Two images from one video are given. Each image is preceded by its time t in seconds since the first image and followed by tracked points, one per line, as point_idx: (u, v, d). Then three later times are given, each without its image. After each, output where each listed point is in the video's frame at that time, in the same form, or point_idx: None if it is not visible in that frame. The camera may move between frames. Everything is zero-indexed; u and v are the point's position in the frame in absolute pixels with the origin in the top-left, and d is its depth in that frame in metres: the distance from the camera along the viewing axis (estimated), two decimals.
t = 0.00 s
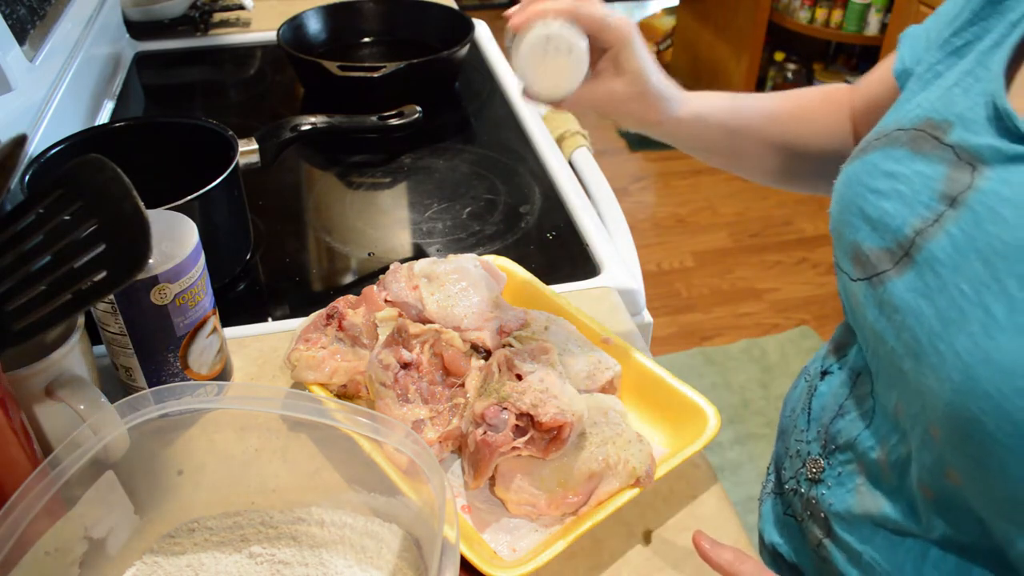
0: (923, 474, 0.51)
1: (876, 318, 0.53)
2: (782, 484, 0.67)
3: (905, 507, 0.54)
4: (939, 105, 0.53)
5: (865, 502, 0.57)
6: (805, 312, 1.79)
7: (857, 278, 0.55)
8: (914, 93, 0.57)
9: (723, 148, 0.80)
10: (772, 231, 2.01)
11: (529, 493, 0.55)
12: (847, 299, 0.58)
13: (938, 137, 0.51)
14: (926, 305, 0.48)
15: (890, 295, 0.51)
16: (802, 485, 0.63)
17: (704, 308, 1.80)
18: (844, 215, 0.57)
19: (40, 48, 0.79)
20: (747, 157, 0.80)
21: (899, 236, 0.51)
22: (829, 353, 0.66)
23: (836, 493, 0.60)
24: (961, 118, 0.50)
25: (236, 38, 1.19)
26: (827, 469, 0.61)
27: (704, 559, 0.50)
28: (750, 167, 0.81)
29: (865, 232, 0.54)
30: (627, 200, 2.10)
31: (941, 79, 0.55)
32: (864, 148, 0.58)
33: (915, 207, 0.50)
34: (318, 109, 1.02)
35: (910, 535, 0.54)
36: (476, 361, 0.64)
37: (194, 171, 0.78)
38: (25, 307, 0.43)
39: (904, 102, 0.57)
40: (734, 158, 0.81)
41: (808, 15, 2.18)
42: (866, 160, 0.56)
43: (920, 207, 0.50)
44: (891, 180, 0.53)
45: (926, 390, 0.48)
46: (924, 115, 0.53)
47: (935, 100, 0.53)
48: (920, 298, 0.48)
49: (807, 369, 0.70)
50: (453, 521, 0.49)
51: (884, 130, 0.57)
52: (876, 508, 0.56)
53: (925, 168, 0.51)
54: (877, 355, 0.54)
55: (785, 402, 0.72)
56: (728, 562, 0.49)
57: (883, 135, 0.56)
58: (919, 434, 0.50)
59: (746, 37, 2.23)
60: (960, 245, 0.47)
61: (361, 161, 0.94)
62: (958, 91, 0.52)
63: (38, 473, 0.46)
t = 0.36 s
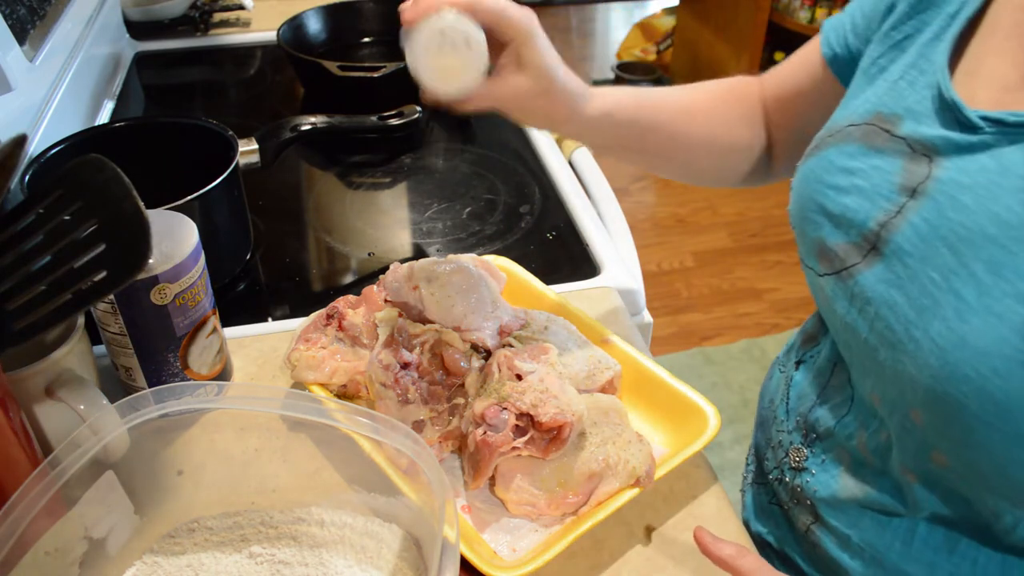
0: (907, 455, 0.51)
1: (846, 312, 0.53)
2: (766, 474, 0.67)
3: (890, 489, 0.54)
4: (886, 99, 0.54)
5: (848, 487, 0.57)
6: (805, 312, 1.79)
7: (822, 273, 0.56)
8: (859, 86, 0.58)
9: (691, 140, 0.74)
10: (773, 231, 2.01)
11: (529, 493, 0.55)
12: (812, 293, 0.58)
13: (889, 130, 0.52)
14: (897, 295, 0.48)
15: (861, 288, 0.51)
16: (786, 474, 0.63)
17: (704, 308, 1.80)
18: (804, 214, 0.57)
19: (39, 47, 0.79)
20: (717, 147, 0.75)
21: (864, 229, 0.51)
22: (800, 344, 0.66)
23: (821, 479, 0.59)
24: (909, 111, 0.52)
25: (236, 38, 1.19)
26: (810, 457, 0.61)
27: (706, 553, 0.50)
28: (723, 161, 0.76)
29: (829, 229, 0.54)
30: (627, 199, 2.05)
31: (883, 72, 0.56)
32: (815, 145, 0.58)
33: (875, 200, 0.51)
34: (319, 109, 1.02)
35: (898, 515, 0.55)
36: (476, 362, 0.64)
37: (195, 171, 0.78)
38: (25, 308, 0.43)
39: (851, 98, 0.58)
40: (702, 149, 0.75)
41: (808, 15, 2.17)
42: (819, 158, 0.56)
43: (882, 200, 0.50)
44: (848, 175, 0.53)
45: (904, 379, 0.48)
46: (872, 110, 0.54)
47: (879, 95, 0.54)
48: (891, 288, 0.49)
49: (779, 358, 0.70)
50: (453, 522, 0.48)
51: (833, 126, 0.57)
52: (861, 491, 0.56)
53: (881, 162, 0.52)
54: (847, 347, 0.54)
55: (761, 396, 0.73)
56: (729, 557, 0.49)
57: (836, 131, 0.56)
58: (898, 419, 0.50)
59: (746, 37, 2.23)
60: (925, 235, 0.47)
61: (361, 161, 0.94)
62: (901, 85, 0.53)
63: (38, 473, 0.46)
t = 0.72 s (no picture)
0: (895, 445, 0.51)
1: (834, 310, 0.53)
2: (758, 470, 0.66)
3: (881, 483, 0.54)
4: (862, 97, 0.54)
5: (838, 482, 0.57)
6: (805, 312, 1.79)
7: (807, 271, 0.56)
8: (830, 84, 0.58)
9: (659, 140, 0.73)
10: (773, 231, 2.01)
11: (529, 493, 0.55)
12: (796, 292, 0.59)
13: (867, 128, 0.53)
14: (885, 290, 0.48)
15: (849, 286, 0.51)
16: (778, 470, 0.63)
17: (704, 308, 1.80)
18: (787, 214, 0.57)
19: (39, 47, 0.79)
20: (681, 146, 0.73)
21: (849, 226, 0.51)
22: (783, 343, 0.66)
23: (812, 474, 0.59)
24: (887, 108, 0.52)
25: (236, 38, 1.18)
26: (801, 453, 0.60)
27: (707, 552, 0.50)
28: (690, 157, 0.75)
29: (813, 228, 0.55)
30: (627, 199, 2.04)
31: (857, 70, 0.56)
32: (794, 144, 0.58)
33: (859, 198, 0.51)
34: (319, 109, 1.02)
35: (891, 506, 0.55)
36: (476, 362, 0.64)
37: (195, 171, 0.78)
38: (25, 308, 0.43)
39: (825, 96, 0.58)
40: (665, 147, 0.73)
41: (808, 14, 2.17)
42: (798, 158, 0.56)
43: (865, 197, 0.51)
44: (831, 174, 0.54)
45: (894, 374, 0.48)
46: (850, 108, 0.54)
47: (856, 93, 0.55)
48: (879, 284, 0.49)
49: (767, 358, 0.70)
50: (453, 522, 0.49)
51: (810, 126, 0.57)
52: (852, 486, 0.56)
53: (864, 161, 0.52)
54: (834, 345, 0.54)
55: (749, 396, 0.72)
56: (729, 555, 0.49)
57: (813, 131, 0.56)
58: (887, 414, 0.51)
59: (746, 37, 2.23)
60: (910, 230, 0.47)
61: (361, 161, 0.94)
62: (876, 83, 0.54)
63: (38, 473, 0.46)
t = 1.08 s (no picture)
0: (928, 487, 0.51)
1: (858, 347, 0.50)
2: (765, 502, 0.66)
3: (904, 520, 0.55)
4: (865, 113, 0.51)
5: (861, 515, 0.57)
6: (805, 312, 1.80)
7: (821, 304, 0.53)
8: (825, 96, 0.55)
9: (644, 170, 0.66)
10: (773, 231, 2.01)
11: (529, 493, 0.55)
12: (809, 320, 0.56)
13: (874, 149, 0.49)
14: (917, 330, 0.47)
15: (871, 322, 0.49)
16: (789, 503, 0.63)
17: (704, 308, 1.80)
18: (794, 241, 0.54)
19: (39, 47, 0.79)
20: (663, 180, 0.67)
21: (867, 258, 0.49)
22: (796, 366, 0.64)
23: (830, 509, 0.59)
24: (895, 128, 0.49)
25: (236, 38, 1.18)
26: (814, 487, 0.60)
27: (716, 550, 0.50)
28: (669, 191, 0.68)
29: (824, 257, 0.52)
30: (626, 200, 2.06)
31: (857, 82, 0.53)
32: (792, 163, 0.55)
33: (874, 228, 0.48)
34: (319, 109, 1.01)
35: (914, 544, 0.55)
36: (476, 362, 0.64)
37: (195, 171, 0.78)
38: (25, 308, 0.43)
39: (823, 110, 0.54)
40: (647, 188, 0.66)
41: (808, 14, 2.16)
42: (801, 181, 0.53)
43: (881, 228, 0.48)
44: (840, 200, 0.50)
45: (934, 416, 0.47)
46: (853, 126, 0.51)
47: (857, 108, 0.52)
48: (908, 323, 0.47)
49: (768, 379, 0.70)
50: (455, 520, 0.48)
51: (809, 144, 0.54)
52: (874, 519, 0.56)
53: (876, 186, 0.49)
54: (858, 379, 0.52)
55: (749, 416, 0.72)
56: (739, 554, 0.49)
57: (813, 150, 0.53)
58: (925, 454, 0.50)
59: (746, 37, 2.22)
60: (937, 266, 0.45)
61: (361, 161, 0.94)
62: (881, 99, 0.51)
63: (38, 473, 0.46)
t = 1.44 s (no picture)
0: (964, 566, 0.48)
1: (885, 427, 0.46)
2: (778, 558, 0.64)
3: None
4: (869, 165, 0.45)
5: None
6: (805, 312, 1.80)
7: (834, 376, 0.49)
8: (820, 137, 0.49)
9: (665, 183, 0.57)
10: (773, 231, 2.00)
11: (528, 492, 0.56)
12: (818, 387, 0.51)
13: (885, 208, 0.44)
14: (952, 418, 0.42)
15: (897, 405, 0.45)
16: (806, 563, 0.61)
17: (704, 308, 1.79)
18: (799, 304, 0.49)
19: (39, 48, 0.79)
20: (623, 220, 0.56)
21: (886, 334, 0.44)
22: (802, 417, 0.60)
23: None
24: (907, 184, 0.44)
25: (236, 38, 1.18)
26: (833, 552, 0.58)
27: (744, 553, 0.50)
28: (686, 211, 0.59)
29: (834, 327, 0.47)
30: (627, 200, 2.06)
31: (857, 121, 0.47)
32: (792, 214, 0.49)
33: (892, 300, 0.43)
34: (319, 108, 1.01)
35: None
36: (476, 361, 0.64)
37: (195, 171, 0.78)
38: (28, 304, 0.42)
39: (819, 156, 0.49)
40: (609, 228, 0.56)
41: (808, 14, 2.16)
42: (804, 240, 0.48)
43: (903, 301, 0.43)
44: (851, 266, 0.45)
45: (977, 506, 0.44)
46: (858, 178, 0.46)
47: (860, 155, 0.46)
48: (942, 410, 0.43)
49: (773, 425, 0.65)
50: (454, 521, 0.48)
51: (810, 198, 0.48)
52: None
53: (892, 253, 0.44)
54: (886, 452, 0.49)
55: (758, 462, 0.68)
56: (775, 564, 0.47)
57: (814, 204, 0.48)
58: (963, 536, 0.47)
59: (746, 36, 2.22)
60: (973, 350, 0.40)
61: (362, 160, 0.94)
62: (887, 145, 0.45)
63: (38, 473, 0.46)
